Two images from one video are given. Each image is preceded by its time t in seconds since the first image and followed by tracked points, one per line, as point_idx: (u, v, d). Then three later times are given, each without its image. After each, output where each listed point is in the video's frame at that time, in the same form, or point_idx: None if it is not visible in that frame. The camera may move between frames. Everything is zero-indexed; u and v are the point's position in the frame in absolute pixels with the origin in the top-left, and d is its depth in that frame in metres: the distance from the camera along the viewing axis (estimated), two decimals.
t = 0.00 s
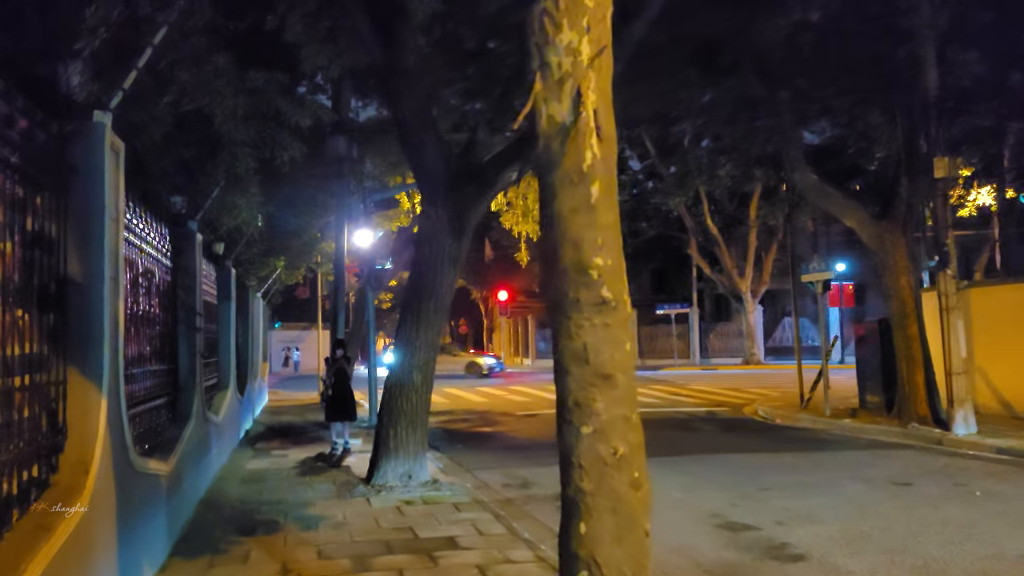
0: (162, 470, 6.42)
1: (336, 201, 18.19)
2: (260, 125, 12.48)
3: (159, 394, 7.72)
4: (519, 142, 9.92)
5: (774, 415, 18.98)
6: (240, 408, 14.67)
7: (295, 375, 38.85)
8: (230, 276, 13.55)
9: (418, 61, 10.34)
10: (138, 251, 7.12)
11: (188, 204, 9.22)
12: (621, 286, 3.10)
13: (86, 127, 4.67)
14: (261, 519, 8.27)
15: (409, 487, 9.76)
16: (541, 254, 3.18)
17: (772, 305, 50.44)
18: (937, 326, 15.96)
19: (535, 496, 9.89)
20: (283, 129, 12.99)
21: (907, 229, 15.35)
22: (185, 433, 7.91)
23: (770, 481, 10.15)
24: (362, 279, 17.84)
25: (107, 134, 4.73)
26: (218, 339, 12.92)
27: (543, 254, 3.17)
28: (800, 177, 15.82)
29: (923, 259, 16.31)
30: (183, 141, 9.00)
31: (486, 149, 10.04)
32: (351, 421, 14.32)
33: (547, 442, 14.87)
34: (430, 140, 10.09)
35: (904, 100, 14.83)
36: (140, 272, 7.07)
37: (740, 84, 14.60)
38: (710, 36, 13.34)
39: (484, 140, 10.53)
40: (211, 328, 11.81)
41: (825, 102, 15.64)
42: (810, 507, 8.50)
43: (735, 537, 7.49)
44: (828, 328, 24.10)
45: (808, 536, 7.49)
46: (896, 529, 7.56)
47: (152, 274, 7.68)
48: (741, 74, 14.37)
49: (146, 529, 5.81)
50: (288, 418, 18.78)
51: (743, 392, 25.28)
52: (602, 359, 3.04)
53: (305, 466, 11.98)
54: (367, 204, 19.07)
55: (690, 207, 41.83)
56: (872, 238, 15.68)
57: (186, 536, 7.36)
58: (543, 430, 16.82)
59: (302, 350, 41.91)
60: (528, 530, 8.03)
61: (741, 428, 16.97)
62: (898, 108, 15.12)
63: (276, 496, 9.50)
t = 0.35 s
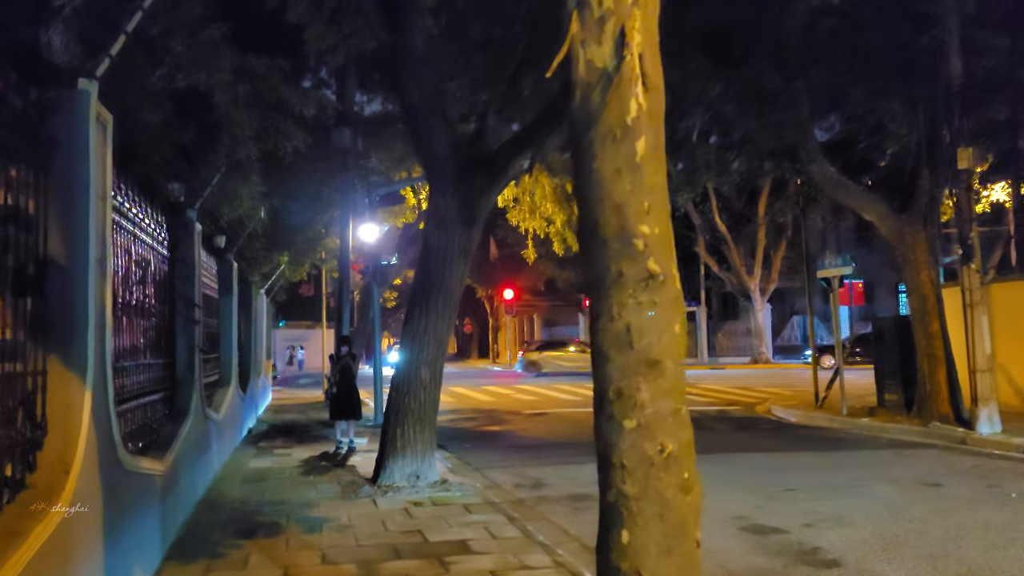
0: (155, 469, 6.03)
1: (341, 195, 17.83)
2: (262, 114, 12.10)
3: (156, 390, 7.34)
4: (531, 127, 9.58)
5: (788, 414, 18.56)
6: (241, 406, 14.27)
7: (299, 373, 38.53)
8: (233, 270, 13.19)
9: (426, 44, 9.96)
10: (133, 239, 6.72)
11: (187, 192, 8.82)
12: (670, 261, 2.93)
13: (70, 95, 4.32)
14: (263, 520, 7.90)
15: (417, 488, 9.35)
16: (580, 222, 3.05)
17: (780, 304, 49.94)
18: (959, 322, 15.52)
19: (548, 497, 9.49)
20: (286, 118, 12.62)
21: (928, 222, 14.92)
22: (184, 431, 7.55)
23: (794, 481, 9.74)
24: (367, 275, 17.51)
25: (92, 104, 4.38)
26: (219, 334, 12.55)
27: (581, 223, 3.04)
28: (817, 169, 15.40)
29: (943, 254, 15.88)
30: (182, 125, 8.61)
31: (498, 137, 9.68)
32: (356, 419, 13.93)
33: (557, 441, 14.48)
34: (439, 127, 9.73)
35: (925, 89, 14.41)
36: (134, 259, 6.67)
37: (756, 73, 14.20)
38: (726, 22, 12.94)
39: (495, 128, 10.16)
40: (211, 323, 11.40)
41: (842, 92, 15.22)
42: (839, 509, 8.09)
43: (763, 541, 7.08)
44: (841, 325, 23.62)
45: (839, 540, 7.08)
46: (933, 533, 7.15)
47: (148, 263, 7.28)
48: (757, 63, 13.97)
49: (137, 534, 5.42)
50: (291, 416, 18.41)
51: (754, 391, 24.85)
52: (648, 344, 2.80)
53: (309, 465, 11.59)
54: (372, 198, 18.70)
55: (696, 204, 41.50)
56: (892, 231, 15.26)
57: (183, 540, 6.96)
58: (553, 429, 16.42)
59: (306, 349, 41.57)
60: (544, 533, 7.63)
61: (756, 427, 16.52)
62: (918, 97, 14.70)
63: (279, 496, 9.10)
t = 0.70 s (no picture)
0: (144, 480, 5.61)
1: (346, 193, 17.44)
2: (263, 107, 11.72)
3: (147, 395, 6.89)
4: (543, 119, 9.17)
5: (804, 416, 18.09)
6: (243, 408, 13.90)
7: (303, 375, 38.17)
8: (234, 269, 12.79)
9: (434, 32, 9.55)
10: (123, 234, 6.26)
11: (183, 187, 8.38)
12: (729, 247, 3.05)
13: (42, 69, 3.93)
14: (261, 532, 7.46)
15: (424, 496, 8.92)
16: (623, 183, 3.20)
17: (789, 305, 49.43)
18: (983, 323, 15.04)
19: (561, 506, 9.05)
20: (289, 111, 12.25)
21: (951, 219, 14.47)
22: (176, 438, 7.11)
23: (818, 489, 9.30)
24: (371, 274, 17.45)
25: (69, 81, 4.00)
26: (220, 335, 12.15)
27: (627, 190, 3.17)
28: (835, 165, 14.94)
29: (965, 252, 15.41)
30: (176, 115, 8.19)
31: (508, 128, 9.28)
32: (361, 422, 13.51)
33: (569, 445, 14.04)
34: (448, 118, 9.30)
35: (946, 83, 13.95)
36: (124, 256, 6.21)
37: (770, 67, 13.76)
38: (740, 16, 12.53)
39: (506, 119, 9.72)
40: (209, 322, 10.92)
41: (859, 86, 14.79)
42: (871, 520, 7.64)
43: (792, 555, 6.64)
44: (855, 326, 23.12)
45: (873, 554, 6.65)
46: (974, 547, 6.70)
47: (140, 259, 6.87)
48: (771, 56, 13.56)
49: (122, 552, 5.00)
50: (295, 419, 18.01)
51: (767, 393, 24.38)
52: (707, 347, 2.93)
53: (312, 471, 11.16)
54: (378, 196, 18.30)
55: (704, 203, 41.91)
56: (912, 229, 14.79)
57: (176, 554, 6.53)
58: (563, 432, 15.98)
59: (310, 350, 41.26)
60: (559, 546, 7.19)
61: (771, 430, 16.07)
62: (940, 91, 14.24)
63: (279, 505, 8.67)
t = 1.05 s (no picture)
0: (143, 490, 5.23)
1: (353, 189, 17.05)
2: (269, 100, 11.37)
3: (147, 397, 6.51)
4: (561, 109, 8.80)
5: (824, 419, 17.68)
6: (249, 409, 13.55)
7: (308, 374, 37.90)
8: (240, 265, 12.41)
9: (447, 18, 9.16)
10: (121, 228, 5.88)
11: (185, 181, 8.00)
12: (836, 224, 2.84)
13: (29, 39, 3.63)
14: (268, 541, 7.07)
15: (437, 502, 8.52)
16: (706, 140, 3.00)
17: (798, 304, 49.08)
18: (1011, 322, 14.59)
19: (580, 513, 8.65)
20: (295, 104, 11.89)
21: (977, 215, 14.04)
22: (179, 441, 6.74)
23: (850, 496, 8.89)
24: (379, 271, 16.91)
25: (56, 51, 3.67)
26: (225, 334, 11.77)
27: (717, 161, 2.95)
28: (856, 160, 14.53)
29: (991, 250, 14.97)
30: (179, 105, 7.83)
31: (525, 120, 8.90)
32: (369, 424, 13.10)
33: (583, 447, 13.65)
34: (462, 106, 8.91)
35: (971, 76, 13.53)
36: (122, 251, 5.83)
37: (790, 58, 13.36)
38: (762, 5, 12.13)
39: (521, 109, 9.32)
40: (213, 322, 10.52)
41: (880, 79, 14.38)
42: (910, 531, 7.23)
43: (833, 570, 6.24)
44: (872, 326, 22.66)
45: (920, 566, 6.25)
46: None
47: (140, 252, 6.47)
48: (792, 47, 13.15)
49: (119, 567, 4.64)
50: (301, 420, 17.63)
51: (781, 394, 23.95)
52: (815, 344, 2.73)
53: (320, 475, 10.76)
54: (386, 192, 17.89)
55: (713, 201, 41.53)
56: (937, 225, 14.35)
57: (177, 567, 6.14)
58: (576, 434, 15.59)
59: (315, 349, 41.00)
60: (583, 558, 6.78)
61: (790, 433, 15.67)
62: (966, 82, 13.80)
63: (285, 513, 8.27)
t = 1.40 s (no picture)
0: (140, 494, 4.87)
1: (360, 183, 16.69)
2: (273, 88, 11.00)
3: (147, 394, 6.14)
4: (579, 94, 8.43)
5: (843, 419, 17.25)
6: (254, 407, 13.16)
7: (313, 373, 37.58)
8: (244, 260, 12.05)
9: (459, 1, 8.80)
10: (117, 212, 5.50)
11: (188, 167, 7.62)
12: (999, 168, 2.56)
13: None
14: (273, 547, 6.69)
15: (451, 505, 8.13)
16: (828, 73, 2.76)
17: (805, 303, 48.74)
18: None
19: (601, 516, 8.26)
20: (302, 93, 11.53)
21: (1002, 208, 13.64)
22: (180, 441, 6.36)
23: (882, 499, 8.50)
24: (387, 267, 16.54)
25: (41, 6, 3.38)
26: (228, 331, 11.40)
27: (857, 104, 2.65)
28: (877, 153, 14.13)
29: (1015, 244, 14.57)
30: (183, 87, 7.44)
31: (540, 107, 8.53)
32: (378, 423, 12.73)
33: (596, 447, 13.28)
34: (476, 92, 8.52)
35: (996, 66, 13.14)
36: (118, 238, 5.45)
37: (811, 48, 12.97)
38: None
39: (536, 95, 8.94)
40: (215, 318, 10.14)
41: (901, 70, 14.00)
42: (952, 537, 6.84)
43: None
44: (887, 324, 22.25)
45: None
46: None
47: (140, 241, 6.10)
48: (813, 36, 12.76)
49: None
50: (307, 420, 17.27)
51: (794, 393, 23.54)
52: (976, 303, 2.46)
53: (327, 477, 10.38)
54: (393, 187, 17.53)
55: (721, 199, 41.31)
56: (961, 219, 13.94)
57: None
58: (588, 434, 15.22)
59: (320, 348, 40.67)
60: (609, 565, 6.39)
61: (808, 433, 15.28)
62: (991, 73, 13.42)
63: (292, 517, 7.88)
